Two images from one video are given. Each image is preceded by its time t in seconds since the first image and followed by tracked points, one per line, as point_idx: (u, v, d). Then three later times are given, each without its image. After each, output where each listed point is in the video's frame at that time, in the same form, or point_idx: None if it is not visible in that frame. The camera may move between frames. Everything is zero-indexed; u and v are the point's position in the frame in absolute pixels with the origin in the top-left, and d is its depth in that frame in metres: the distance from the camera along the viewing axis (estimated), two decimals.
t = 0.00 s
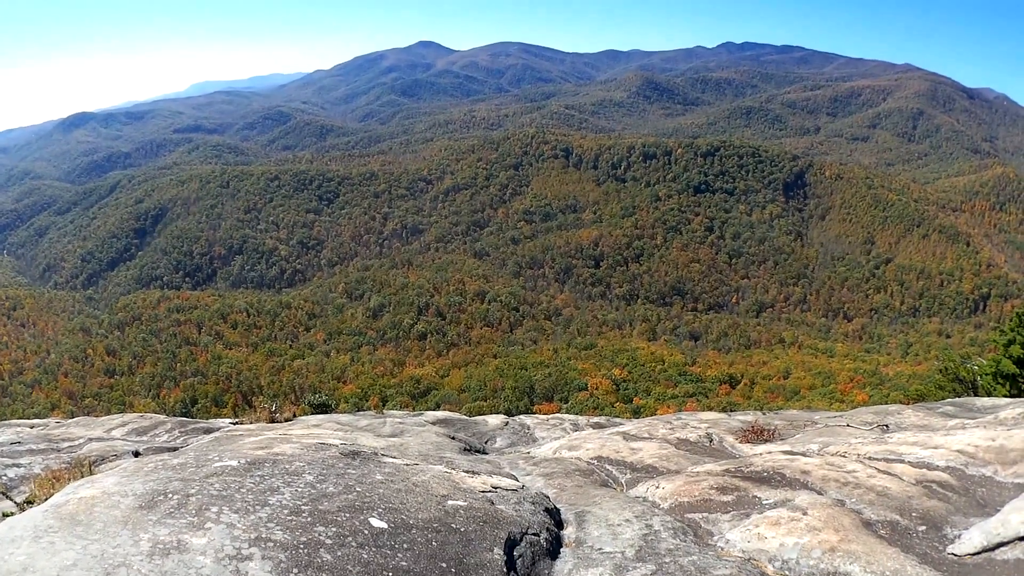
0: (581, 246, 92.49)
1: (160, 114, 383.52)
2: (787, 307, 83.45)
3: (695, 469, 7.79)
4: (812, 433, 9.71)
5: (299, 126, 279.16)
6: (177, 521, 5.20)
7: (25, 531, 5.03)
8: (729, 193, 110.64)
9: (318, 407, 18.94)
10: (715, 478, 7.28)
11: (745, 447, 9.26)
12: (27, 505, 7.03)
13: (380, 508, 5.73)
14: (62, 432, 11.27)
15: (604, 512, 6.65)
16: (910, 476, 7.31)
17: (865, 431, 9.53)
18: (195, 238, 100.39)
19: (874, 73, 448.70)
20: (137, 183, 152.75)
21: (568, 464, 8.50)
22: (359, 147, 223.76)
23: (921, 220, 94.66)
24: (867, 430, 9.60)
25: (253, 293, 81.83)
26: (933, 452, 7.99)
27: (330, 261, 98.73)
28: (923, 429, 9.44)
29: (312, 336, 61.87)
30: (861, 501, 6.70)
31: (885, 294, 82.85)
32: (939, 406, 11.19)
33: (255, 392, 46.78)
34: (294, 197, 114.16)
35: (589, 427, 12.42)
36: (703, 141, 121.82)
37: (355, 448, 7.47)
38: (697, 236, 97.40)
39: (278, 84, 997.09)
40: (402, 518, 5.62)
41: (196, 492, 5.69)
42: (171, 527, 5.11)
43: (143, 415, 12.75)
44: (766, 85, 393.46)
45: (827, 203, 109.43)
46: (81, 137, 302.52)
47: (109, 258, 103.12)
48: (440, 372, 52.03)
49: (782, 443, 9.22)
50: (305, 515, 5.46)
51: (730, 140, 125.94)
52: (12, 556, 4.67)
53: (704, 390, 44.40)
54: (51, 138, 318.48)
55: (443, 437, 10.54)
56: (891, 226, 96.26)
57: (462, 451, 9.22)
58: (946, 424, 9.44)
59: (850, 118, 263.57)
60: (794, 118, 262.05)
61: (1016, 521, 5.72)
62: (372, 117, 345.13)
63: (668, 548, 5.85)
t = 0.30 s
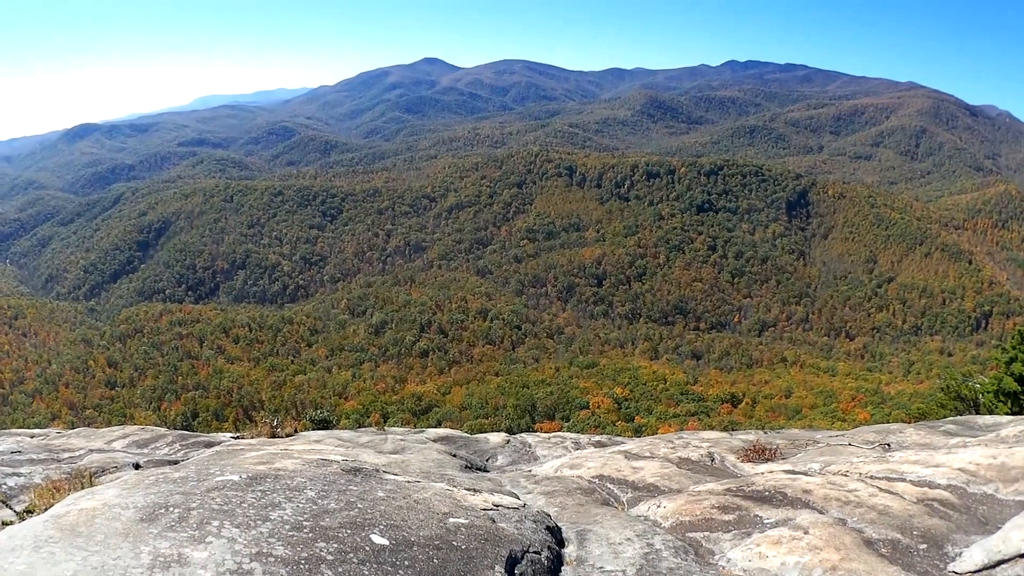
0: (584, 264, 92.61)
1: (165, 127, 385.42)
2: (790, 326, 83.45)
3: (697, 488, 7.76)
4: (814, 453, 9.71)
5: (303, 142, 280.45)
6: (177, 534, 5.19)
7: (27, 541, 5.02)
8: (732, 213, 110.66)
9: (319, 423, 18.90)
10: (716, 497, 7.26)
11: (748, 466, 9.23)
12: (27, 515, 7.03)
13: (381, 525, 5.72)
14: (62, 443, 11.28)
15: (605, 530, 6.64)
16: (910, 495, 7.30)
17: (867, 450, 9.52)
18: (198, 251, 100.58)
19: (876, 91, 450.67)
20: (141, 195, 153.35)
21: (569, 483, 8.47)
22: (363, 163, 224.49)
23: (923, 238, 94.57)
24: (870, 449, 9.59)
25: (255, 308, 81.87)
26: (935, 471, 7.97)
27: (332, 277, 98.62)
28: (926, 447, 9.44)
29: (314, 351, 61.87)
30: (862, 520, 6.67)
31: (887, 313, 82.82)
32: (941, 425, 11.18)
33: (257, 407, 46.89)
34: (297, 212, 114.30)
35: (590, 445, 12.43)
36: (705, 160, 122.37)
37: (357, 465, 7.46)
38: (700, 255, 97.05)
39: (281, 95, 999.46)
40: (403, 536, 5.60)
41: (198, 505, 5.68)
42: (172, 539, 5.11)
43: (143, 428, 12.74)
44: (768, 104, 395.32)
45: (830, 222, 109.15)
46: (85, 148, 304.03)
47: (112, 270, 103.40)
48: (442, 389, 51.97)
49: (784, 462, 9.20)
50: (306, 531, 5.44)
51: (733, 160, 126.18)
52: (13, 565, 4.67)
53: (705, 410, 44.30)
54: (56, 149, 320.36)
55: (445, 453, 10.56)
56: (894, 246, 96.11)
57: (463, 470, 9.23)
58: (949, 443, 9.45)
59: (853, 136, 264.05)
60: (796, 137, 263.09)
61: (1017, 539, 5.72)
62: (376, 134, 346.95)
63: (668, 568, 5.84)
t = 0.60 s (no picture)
0: (588, 282, 92.69)
1: (170, 141, 388.18)
2: (794, 343, 83.28)
3: (702, 506, 7.73)
4: (819, 470, 9.70)
5: (308, 157, 282.04)
6: (181, 549, 5.17)
7: (30, 552, 5.03)
8: (737, 230, 110.32)
9: (324, 439, 18.87)
10: (721, 516, 7.23)
11: (752, 485, 9.23)
12: (30, 525, 7.05)
13: (386, 543, 5.70)
14: (66, 455, 11.33)
15: (610, 548, 6.62)
16: (915, 511, 7.28)
17: (872, 467, 9.51)
18: (203, 266, 100.95)
19: (879, 106, 451.69)
20: (147, 208, 154.26)
21: (574, 500, 8.46)
22: (368, 180, 225.39)
23: (928, 253, 93.96)
24: (874, 466, 9.61)
25: (261, 323, 82.08)
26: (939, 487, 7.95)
27: (337, 294, 98.71)
28: (930, 464, 9.45)
29: (319, 367, 61.92)
30: (867, 537, 6.64)
31: (892, 330, 82.72)
32: (946, 440, 11.17)
33: (260, 421, 47.00)
34: (302, 228, 114.47)
35: (595, 463, 12.41)
36: (710, 177, 122.55)
37: (361, 483, 7.45)
38: (705, 273, 96.85)
39: (287, 109, 1003.78)
40: (409, 553, 5.58)
41: (202, 521, 5.68)
42: (176, 555, 5.10)
43: (147, 441, 12.76)
44: (773, 121, 396.32)
45: (835, 238, 107.48)
46: (91, 159, 306.32)
47: (117, 282, 103.96)
48: (446, 406, 51.96)
49: (789, 481, 9.18)
50: (311, 547, 5.42)
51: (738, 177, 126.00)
52: None
53: (709, 427, 44.21)
54: (62, 160, 322.88)
55: (449, 472, 10.56)
56: (898, 261, 95.20)
57: (467, 487, 9.25)
58: (953, 458, 9.46)
59: (858, 152, 264.24)
60: (801, 154, 263.47)
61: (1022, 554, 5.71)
62: (382, 151, 348.68)
63: None
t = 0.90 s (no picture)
0: (594, 299, 92.75)
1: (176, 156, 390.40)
2: (800, 359, 82.98)
3: (707, 523, 7.72)
4: (823, 487, 9.70)
5: (314, 173, 283.39)
6: (184, 565, 5.16)
7: (32, 565, 5.02)
8: (742, 247, 109.60)
9: (328, 456, 18.91)
10: (725, 532, 7.21)
11: (758, 502, 9.24)
12: (33, 537, 7.09)
13: (390, 559, 5.67)
14: (70, 467, 11.42)
15: (614, 566, 6.61)
16: (919, 526, 7.28)
17: (877, 483, 9.51)
18: (209, 280, 101.36)
19: (883, 121, 452.46)
20: (153, 222, 155.13)
21: (580, 518, 8.45)
22: (374, 196, 225.99)
23: (933, 268, 93.76)
24: (879, 481, 9.64)
25: (266, 339, 82.17)
26: (945, 501, 7.92)
27: (343, 310, 98.58)
28: (935, 478, 9.50)
29: (324, 383, 61.92)
30: (873, 553, 6.61)
31: (897, 345, 82.64)
32: (952, 454, 11.19)
33: (265, 437, 47.15)
34: (308, 244, 114.79)
35: (600, 480, 12.43)
36: (715, 194, 122.52)
37: (366, 499, 7.45)
38: (710, 289, 96.56)
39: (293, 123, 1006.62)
40: (413, 570, 5.55)
41: (206, 536, 5.68)
42: (179, 569, 5.08)
43: (151, 454, 12.79)
44: (778, 137, 397.05)
45: (840, 254, 107.36)
46: (97, 173, 308.91)
47: (122, 296, 104.74)
48: (451, 423, 51.92)
49: (793, 497, 9.20)
50: (315, 564, 5.40)
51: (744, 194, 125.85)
52: None
53: (715, 444, 44.28)
54: (69, 174, 325.64)
55: (454, 489, 10.60)
56: (903, 277, 94.92)
57: (472, 505, 9.29)
58: (960, 474, 9.45)
59: (863, 167, 264.15)
60: (806, 169, 263.53)
61: None
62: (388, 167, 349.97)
63: None
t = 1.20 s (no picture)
0: (598, 316, 92.81)
1: (181, 173, 393.00)
2: (805, 375, 82.29)
3: (712, 540, 7.69)
4: (829, 503, 9.71)
5: (318, 190, 284.96)
6: None
7: None
8: (746, 263, 107.88)
9: (333, 474, 18.86)
10: (731, 549, 7.17)
11: (762, 518, 9.27)
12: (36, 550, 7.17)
13: None
14: (73, 483, 11.54)
15: None
16: (924, 540, 7.25)
17: (882, 498, 9.52)
18: (213, 297, 101.66)
19: (885, 134, 453.11)
20: (157, 239, 155.97)
21: (584, 536, 8.45)
22: (378, 214, 226.72)
23: (936, 282, 93.46)
24: (882, 497, 9.69)
25: (270, 357, 82.28)
26: (950, 515, 7.91)
27: (347, 328, 98.59)
28: (940, 493, 9.54)
29: (328, 401, 61.82)
30: (878, 567, 6.60)
31: (901, 359, 82.64)
32: (956, 467, 11.20)
33: (269, 455, 47.20)
34: (312, 261, 115.21)
35: (605, 498, 12.43)
36: (719, 211, 122.08)
37: (371, 519, 7.46)
38: (714, 306, 96.02)
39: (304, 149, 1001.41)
40: None
41: (210, 554, 5.67)
42: None
43: (154, 471, 12.84)
44: (781, 152, 397.63)
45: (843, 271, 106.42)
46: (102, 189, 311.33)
47: (126, 312, 105.53)
48: (456, 441, 51.91)
49: (798, 513, 9.20)
50: None
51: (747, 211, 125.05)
52: None
53: (719, 461, 44.33)
54: (74, 190, 328.20)
55: (458, 507, 10.68)
56: (906, 291, 94.80)
57: (476, 523, 9.33)
58: (965, 488, 9.46)
59: (866, 182, 264.28)
60: (810, 185, 263.72)
61: None
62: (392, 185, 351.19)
63: None
